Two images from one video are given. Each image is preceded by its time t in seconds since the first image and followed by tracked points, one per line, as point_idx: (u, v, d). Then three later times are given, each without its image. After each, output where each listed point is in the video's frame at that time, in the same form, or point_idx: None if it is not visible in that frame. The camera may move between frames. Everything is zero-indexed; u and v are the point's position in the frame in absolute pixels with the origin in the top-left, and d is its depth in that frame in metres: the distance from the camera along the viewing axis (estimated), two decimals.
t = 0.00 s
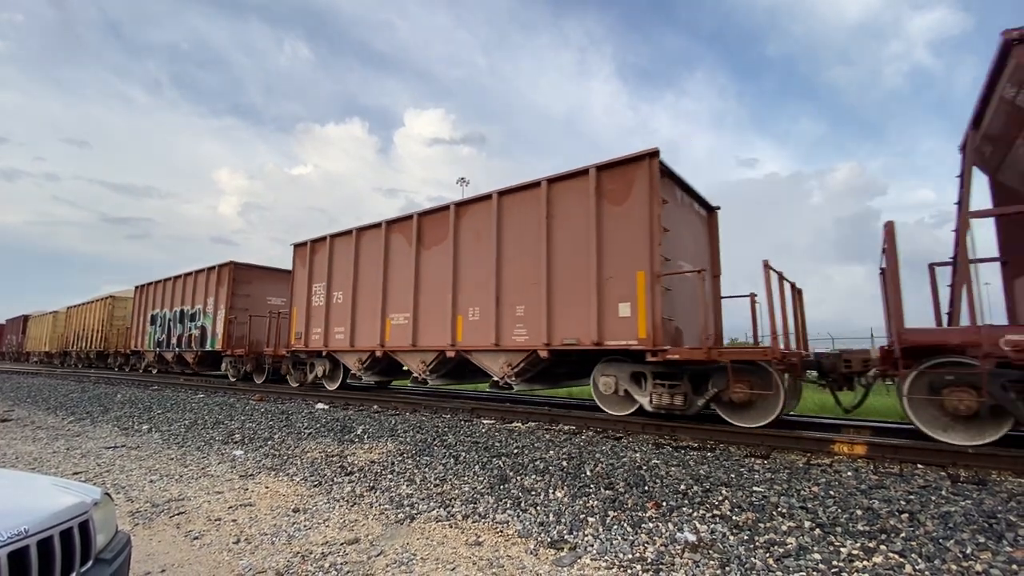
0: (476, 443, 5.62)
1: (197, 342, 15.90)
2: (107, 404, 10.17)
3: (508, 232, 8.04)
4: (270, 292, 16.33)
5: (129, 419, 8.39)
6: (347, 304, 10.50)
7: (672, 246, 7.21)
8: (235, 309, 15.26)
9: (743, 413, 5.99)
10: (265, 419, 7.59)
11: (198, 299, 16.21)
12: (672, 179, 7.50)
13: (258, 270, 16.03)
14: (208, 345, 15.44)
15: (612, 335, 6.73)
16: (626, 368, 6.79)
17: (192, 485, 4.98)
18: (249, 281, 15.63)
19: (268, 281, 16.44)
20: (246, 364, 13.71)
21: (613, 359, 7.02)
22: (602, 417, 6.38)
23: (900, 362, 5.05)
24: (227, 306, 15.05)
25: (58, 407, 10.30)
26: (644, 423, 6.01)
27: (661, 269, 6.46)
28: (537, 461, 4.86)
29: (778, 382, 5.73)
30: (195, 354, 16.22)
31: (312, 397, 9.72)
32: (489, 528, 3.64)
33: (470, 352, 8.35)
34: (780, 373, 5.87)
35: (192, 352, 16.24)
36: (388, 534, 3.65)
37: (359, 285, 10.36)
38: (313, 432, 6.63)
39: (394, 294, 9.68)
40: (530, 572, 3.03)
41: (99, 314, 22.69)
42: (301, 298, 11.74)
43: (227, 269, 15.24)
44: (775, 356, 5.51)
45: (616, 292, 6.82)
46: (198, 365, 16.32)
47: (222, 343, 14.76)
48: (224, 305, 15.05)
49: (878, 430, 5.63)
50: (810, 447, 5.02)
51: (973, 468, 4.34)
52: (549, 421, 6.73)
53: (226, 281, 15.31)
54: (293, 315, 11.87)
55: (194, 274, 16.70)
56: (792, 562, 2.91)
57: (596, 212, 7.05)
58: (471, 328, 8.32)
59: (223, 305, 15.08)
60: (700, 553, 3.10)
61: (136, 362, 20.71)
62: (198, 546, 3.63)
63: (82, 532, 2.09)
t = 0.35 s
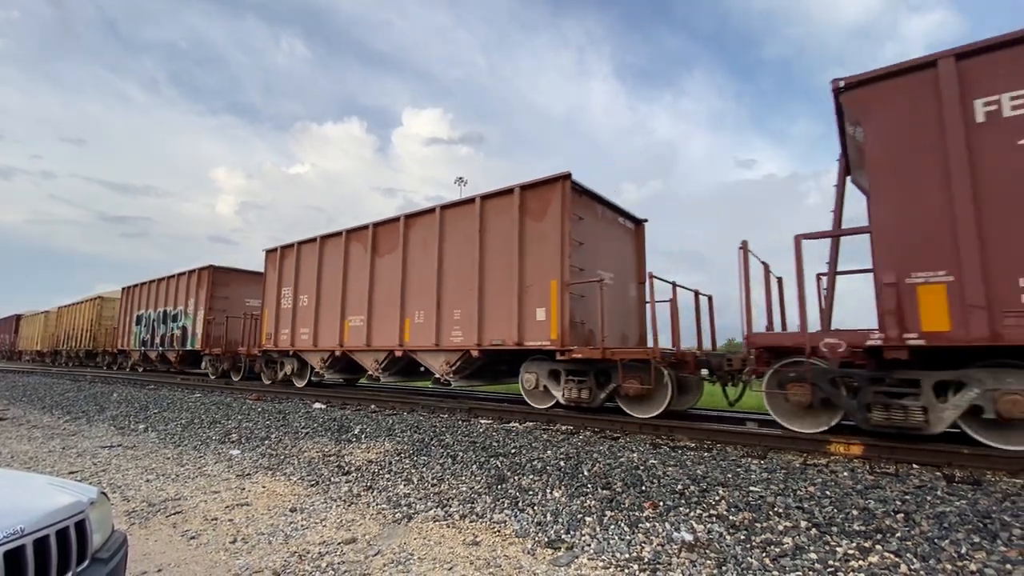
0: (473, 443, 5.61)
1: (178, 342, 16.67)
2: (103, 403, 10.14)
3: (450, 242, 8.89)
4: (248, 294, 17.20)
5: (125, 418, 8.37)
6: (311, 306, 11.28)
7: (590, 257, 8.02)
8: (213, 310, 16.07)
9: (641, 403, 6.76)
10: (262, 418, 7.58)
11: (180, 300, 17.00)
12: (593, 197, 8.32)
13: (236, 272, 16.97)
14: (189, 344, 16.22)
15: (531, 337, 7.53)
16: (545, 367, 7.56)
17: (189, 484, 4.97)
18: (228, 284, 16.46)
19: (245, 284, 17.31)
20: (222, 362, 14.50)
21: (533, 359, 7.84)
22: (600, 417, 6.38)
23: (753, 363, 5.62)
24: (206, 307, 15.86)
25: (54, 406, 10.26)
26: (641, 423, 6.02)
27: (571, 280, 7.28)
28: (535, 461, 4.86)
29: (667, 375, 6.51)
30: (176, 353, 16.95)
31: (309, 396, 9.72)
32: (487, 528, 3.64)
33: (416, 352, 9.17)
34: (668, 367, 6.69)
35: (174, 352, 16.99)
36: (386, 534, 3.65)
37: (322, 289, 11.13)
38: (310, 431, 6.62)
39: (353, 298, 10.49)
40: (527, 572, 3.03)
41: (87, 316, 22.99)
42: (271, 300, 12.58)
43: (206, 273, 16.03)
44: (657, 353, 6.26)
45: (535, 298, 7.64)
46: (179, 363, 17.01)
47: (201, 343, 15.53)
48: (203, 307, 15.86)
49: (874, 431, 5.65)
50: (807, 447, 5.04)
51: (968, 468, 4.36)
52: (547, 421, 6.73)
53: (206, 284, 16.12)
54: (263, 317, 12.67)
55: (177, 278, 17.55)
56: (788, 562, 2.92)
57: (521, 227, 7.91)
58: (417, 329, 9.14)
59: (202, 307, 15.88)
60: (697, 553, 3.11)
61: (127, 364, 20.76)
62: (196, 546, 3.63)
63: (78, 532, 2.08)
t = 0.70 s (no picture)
0: (470, 443, 5.61)
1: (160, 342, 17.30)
2: (98, 402, 10.09)
3: (400, 251, 9.87)
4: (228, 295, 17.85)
5: (121, 417, 8.33)
6: (280, 308, 12.21)
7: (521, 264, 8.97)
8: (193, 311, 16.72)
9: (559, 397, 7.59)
10: (258, 418, 7.57)
11: (162, 301, 17.62)
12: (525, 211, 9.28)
13: (216, 274, 17.59)
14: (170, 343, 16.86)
15: (465, 337, 8.53)
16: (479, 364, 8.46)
17: (185, 484, 4.95)
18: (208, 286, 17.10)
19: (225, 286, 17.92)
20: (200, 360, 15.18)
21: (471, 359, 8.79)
22: (597, 417, 6.39)
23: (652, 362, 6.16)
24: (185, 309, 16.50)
25: (49, 405, 10.20)
26: (638, 423, 6.02)
27: (498, 286, 8.27)
28: (532, 461, 4.86)
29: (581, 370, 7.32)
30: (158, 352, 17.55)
31: (305, 396, 9.70)
32: (484, 528, 3.63)
33: (384, 350, 9.84)
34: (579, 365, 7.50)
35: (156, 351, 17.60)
36: (383, 534, 3.65)
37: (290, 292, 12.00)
38: (306, 431, 6.61)
39: (317, 300, 11.44)
40: (524, 572, 3.03)
41: (76, 315, 23.19)
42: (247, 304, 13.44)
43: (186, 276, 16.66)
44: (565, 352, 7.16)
45: (468, 303, 8.64)
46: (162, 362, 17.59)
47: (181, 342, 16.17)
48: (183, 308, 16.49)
49: (871, 430, 5.67)
50: (803, 447, 5.06)
51: (964, 468, 4.38)
52: (544, 421, 6.74)
53: (186, 286, 16.74)
54: (237, 317, 13.63)
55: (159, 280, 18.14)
56: (785, 561, 2.93)
57: (459, 239, 8.94)
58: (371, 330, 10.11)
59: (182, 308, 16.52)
60: (694, 552, 3.11)
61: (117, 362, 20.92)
62: (192, 546, 3.61)
63: (74, 531, 2.07)
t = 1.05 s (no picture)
0: (467, 442, 5.60)
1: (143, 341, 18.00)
2: (95, 401, 10.07)
3: (357, 258, 10.86)
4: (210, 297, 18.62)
5: (117, 417, 8.30)
6: (251, 309, 13.18)
7: (463, 271, 10.00)
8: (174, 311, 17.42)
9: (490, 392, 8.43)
10: (255, 417, 7.55)
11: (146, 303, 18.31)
12: (469, 223, 10.32)
13: (197, 276, 18.35)
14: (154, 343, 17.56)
15: (409, 337, 9.47)
16: (425, 363, 9.37)
17: (182, 483, 4.94)
18: (190, 288, 17.88)
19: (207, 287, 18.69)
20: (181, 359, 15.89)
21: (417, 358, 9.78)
22: (595, 417, 6.39)
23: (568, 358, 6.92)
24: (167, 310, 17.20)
25: (45, 404, 10.15)
26: (636, 422, 6.02)
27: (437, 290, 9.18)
28: (529, 461, 4.85)
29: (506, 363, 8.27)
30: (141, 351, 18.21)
31: (302, 395, 9.69)
32: (481, 527, 3.63)
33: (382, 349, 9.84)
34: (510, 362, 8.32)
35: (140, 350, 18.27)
36: (380, 533, 3.64)
37: (260, 295, 13.00)
38: (304, 430, 6.60)
39: (283, 303, 12.41)
40: (521, 571, 3.03)
41: (66, 314, 23.35)
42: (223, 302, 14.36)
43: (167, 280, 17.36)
44: (492, 349, 8.10)
45: (413, 306, 9.62)
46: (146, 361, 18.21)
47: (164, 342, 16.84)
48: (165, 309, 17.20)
49: (867, 430, 5.69)
50: (800, 446, 5.07)
51: (959, 468, 4.39)
52: (542, 420, 6.73)
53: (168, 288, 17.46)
54: (215, 318, 14.54)
55: (145, 282, 18.74)
56: (781, 560, 2.94)
57: (406, 247, 9.91)
58: (330, 331, 11.09)
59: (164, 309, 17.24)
60: (690, 552, 3.12)
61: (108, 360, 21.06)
62: (188, 545, 3.60)
63: (70, 530, 2.06)
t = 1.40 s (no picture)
0: (465, 441, 5.60)
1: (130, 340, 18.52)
2: (91, 400, 10.04)
3: (319, 262, 11.73)
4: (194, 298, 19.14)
5: (114, 416, 8.26)
6: (226, 310, 14.00)
7: (415, 276, 11.04)
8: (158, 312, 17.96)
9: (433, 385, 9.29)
10: (252, 416, 7.54)
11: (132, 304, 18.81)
12: (423, 233, 11.37)
13: (180, 278, 18.91)
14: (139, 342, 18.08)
15: (363, 337, 10.33)
16: (379, 359, 10.18)
17: (178, 482, 4.92)
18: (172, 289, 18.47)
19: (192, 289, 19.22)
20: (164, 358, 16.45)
21: (372, 354, 10.65)
22: (593, 416, 6.39)
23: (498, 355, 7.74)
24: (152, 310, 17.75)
25: (40, 404, 10.09)
26: (634, 421, 6.03)
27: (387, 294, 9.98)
28: (526, 460, 4.85)
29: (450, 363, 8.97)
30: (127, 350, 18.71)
31: (299, 394, 9.67)
32: (478, 527, 3.63)
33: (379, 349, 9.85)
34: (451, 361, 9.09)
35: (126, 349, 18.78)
36: (377, 532, 3.64)
37: (234, 298, 13.81)
38: (301, 429, 6.60)
39: (254, 304, 13.27)
40: (519, 570, 3.03)
41: (57, 314, 23.46)
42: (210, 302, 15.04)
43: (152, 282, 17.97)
44: (434, 348, 8.84)
45: (367, 308, 10.48)
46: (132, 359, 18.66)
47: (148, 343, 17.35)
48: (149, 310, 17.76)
49: (863, 429, 5.71)
50: (797, 445, 5.08)
51: (956, 466, 4.41)
52: (540, 419, 6.73)
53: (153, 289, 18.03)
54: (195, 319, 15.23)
55: (131, 284, 19.21)
56: (778, 559, 2.94)
57: (362, 254, 10.79)
58: (296, 330, 11.98)
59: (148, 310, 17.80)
60: (687, 550, 3.12)
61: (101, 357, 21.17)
62: (185, 545, 3.59)
63: (66, 529, 2.06)
